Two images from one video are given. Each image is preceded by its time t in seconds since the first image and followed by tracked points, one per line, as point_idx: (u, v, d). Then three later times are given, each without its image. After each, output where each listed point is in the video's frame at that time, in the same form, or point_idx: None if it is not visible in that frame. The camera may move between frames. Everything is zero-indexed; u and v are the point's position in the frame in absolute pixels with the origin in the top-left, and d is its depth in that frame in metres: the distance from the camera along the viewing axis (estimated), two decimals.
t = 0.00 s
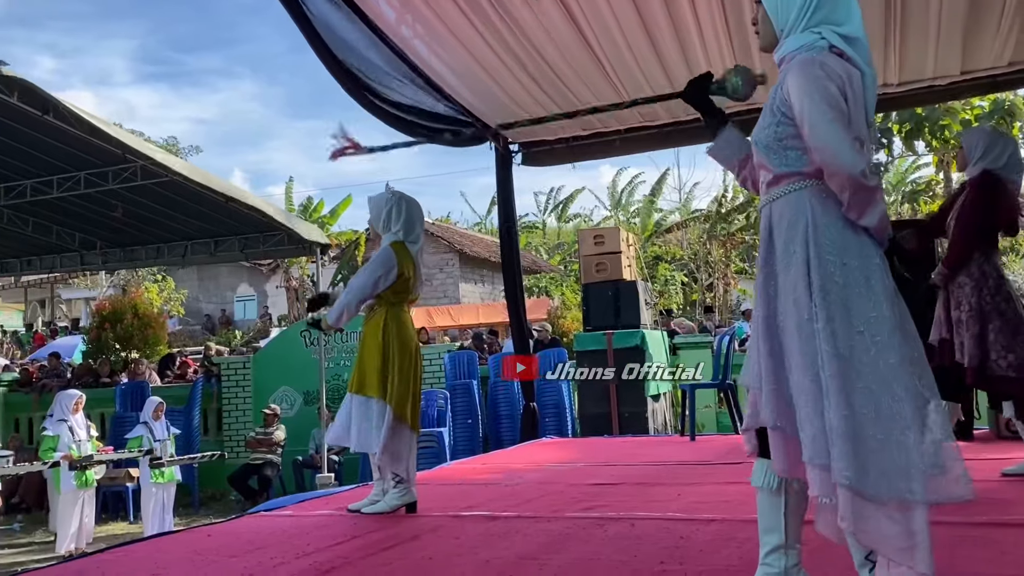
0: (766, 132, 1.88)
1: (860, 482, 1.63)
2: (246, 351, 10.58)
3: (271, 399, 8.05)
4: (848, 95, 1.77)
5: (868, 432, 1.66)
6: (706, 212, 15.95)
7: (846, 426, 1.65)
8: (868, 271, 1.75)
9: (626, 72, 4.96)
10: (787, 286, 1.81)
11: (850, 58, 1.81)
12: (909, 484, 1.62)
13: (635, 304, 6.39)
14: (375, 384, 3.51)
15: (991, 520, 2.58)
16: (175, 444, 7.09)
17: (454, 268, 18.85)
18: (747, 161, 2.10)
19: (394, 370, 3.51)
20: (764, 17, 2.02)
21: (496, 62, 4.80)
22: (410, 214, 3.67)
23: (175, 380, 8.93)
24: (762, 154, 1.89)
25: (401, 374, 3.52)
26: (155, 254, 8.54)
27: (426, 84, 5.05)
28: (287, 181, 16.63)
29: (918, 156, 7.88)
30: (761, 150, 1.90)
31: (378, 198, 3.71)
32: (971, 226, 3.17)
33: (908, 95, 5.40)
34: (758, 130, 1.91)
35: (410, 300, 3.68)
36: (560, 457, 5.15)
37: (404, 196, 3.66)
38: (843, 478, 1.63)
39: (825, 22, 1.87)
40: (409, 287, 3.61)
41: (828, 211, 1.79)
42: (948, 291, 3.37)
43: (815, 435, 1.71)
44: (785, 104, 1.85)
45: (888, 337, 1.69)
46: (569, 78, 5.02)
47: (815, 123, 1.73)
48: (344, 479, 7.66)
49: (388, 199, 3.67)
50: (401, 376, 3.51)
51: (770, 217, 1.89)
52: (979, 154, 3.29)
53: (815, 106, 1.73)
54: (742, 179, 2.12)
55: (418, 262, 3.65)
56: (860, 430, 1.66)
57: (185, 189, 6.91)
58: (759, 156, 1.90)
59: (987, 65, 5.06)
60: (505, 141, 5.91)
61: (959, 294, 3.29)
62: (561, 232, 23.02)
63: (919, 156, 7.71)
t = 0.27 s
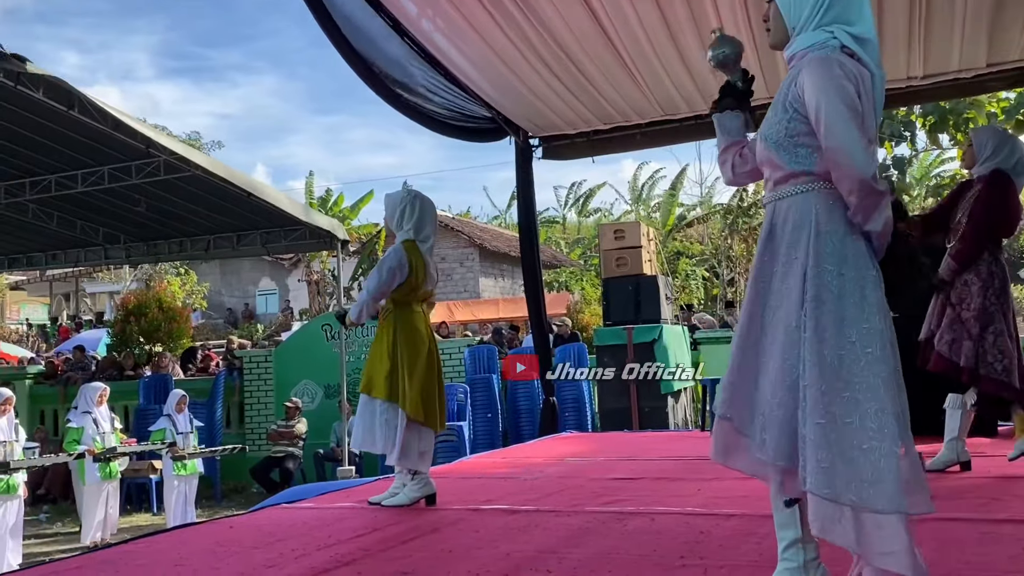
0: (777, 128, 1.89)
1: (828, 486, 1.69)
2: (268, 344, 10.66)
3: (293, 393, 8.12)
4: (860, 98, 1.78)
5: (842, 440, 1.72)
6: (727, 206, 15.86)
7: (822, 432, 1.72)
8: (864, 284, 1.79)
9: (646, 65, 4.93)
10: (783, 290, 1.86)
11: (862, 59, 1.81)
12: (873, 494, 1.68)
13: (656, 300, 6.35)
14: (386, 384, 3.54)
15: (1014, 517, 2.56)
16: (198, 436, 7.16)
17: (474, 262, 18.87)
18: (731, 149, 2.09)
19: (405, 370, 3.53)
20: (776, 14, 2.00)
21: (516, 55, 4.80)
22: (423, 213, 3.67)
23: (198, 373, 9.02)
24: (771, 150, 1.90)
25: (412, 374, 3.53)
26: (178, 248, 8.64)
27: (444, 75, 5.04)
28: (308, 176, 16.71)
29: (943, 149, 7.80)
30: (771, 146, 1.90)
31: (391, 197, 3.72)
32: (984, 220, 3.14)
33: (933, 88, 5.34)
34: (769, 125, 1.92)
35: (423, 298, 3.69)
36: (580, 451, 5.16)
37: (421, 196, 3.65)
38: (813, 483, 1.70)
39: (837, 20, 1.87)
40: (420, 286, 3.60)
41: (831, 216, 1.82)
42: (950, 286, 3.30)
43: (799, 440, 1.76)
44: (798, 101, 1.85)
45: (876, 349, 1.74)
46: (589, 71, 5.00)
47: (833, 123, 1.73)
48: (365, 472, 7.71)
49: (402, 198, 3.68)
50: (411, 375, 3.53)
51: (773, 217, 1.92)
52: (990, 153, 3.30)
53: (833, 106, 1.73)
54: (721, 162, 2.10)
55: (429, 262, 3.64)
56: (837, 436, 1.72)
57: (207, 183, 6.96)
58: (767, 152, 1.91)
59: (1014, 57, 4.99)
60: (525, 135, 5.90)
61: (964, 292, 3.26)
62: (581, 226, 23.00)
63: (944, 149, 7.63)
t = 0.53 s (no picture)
0: (812, 112, 1.87)
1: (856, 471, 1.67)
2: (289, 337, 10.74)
3: (314, 385, 8.21)
4: (894, 77, 1.73)
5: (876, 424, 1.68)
6: (748, 200, 15.76)
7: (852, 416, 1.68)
8: (908, 263, 1.73)
9: (666, 57, 4.90)
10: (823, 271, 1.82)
11: (898, 39, 1.78)
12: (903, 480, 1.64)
13: (676, 294, 6.35)
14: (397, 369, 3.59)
15: None
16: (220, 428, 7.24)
17: (494, 256, 18.89)
18: (777, 150, 2.09)
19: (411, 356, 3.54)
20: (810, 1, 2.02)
21: (535, 48, 4.79)
22: (445, 201, 3.65)
23: (220, 366, 9.10)
24: (808, 134, 1.88)
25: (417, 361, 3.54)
26: (201, 242, 8.71)
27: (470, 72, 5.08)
28: (327, 170, 16.79)
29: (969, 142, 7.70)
30: (807, 130, 1.88)
31: (417, 188, 3.73)
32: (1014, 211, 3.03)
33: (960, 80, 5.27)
34: (805, 110, 1.90)
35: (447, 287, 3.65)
36: (599, 445, 5.16)
37: (444, 183, 3.66)
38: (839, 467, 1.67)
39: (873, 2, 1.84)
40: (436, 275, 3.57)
41: (873, 195, 1.77)
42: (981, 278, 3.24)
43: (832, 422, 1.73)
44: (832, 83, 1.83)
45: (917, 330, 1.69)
46: (609, 64, 4.99)
47: (860, 103, 1.70)
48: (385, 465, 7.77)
49: (426, 188, 3.70)
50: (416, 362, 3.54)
51: (814, 198, 1.88)
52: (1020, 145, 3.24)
53: (861, 85, 1.70)
54: (769, 165, 2.11)
55: (448, 251, 3.61)
56: (870, 421, 1.68)
57: (229, 178, 7.01)
58: (805, 137, 1.89)
59: None
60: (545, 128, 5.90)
61: (993, 283, 3.18)
62: (601, 220, 22.96)
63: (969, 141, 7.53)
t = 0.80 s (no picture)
0: (867, 105, 1.87)
1: (918, 462, 1.68)
2: (310, 331, 10.81)
3: (334, 378, 8.22)
4: (951, 65, 1.72)
5: (936, 415, 1.68)
6: (769, 195, 15.66)
7: (911, 407, 1.70)
8: (967, 249, 1.72)
9: (687, 49, 4.88)
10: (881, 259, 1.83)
11: (956, 24, 1.76)
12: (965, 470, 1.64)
13: (696, 288, 6.34)
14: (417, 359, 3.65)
15: None
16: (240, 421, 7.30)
17: (512, 251, 18.90)
18: (838, 133, 2.06)
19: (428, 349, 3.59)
20: None
21: (555, 42, 4.79)
22: (470, 196, 3.65)
23: (241, 360, 9.18)
24: (864, 129, 1.88)
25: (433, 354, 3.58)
26: (222, 236, 8.77)
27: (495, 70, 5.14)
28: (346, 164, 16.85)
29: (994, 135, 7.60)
30: (863, 123, 1.88)
31: (443, 185, 3.75)
32: None
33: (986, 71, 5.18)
34: (860, 104, 1.91)
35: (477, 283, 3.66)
36: (618, 439, 5.17)
37: (467, 177, 3.67)
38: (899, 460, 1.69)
39: None
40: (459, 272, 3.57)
41: (931, 183, 1.77)
42: None
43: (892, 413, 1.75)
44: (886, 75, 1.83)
45: (977, 317, 1.68)
46: (630, 57, 4.97)
47: (913, 92, 1.69)
48: (403, 459, 7.76)
49: (451, 183, 3.71)
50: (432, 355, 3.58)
51: (871, 188, 1.89)
52: None
53: (913, 75, 1.70)
54: (832, 151, 2.09)
55: (474, 248, 3.60)
56: (930, 410, 1.69)
57: (249, 173, 7.07)
58: (861, 130, 1.89)
59: None
60: (565, 122, 5.90)
61: None
62: (620, 214, 22.91)
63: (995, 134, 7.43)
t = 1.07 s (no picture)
0: (915, 91, 1.86)
1: (972, 460, 1.65)
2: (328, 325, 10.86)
3: (353, 373, 8.26)
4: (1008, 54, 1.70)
5: (989, 412, 1.66)
6: (789, 189, 15.56)
7: (965, 404, 1.68)
8: (1020, 245, 1.70)
9: (707, 44, 4.86)
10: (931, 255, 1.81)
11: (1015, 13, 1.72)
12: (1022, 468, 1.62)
13: (715, 283, 6.35)
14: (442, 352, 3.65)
15: None
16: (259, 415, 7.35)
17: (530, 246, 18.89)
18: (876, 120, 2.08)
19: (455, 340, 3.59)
20: None
21: (575, 36, 4.78)
22: (495, 184, 3.66)
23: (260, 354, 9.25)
24: (912, 116, 1.86)
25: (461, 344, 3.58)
26: (241, 231, 8.83)
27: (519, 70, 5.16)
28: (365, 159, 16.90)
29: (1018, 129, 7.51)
30: (911, 111, 1.86)
31: (469, 175, 3.76)
32: None
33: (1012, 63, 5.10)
34: (908, 90, 1.89)
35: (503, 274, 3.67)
36: (637, 434, 5.16)
37: (491, 166, 3.67)
38: (955, 457, 1.67)
39: None
40: (485, 260, 3.59)
41: (983, 176, 1.75)
42: None
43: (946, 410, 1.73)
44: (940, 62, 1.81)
45: None
46: (650, 51, 4.96)
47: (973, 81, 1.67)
48: (421, 454, 7.81)
49: (475, 173, 3.72)
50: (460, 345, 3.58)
51: (916, 181, 1.88)
52: None
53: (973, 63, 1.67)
54: (865, 133, 2.10)
55: (500, 236, 3.61)
56: (984, 407, 1.66)
57: (269, 168, 7.12)
58: (908, 118, 1.87)
59: None
60: (583, 116, 5.89)
61: None
62: (639, 209, 22.84)
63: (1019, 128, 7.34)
